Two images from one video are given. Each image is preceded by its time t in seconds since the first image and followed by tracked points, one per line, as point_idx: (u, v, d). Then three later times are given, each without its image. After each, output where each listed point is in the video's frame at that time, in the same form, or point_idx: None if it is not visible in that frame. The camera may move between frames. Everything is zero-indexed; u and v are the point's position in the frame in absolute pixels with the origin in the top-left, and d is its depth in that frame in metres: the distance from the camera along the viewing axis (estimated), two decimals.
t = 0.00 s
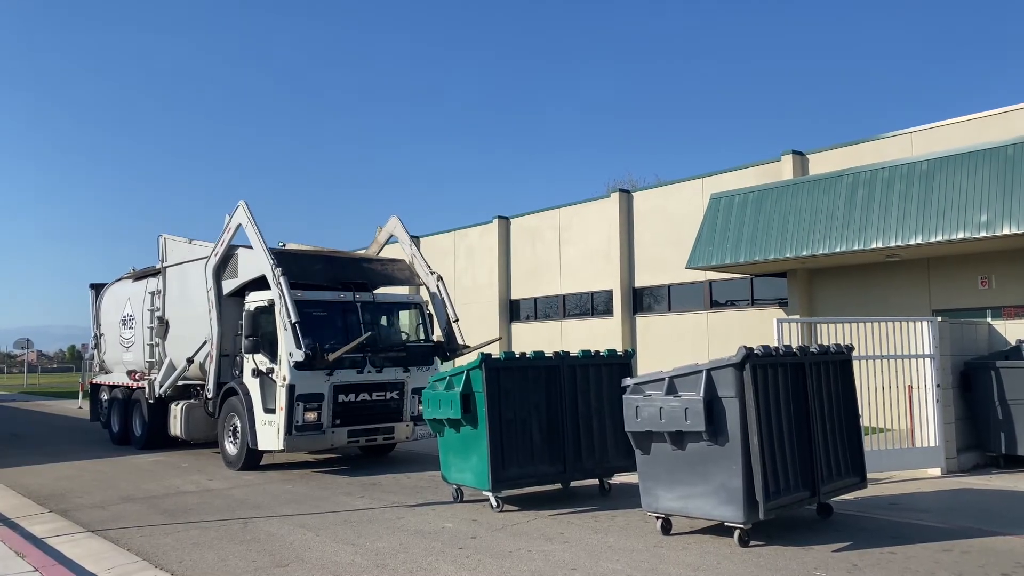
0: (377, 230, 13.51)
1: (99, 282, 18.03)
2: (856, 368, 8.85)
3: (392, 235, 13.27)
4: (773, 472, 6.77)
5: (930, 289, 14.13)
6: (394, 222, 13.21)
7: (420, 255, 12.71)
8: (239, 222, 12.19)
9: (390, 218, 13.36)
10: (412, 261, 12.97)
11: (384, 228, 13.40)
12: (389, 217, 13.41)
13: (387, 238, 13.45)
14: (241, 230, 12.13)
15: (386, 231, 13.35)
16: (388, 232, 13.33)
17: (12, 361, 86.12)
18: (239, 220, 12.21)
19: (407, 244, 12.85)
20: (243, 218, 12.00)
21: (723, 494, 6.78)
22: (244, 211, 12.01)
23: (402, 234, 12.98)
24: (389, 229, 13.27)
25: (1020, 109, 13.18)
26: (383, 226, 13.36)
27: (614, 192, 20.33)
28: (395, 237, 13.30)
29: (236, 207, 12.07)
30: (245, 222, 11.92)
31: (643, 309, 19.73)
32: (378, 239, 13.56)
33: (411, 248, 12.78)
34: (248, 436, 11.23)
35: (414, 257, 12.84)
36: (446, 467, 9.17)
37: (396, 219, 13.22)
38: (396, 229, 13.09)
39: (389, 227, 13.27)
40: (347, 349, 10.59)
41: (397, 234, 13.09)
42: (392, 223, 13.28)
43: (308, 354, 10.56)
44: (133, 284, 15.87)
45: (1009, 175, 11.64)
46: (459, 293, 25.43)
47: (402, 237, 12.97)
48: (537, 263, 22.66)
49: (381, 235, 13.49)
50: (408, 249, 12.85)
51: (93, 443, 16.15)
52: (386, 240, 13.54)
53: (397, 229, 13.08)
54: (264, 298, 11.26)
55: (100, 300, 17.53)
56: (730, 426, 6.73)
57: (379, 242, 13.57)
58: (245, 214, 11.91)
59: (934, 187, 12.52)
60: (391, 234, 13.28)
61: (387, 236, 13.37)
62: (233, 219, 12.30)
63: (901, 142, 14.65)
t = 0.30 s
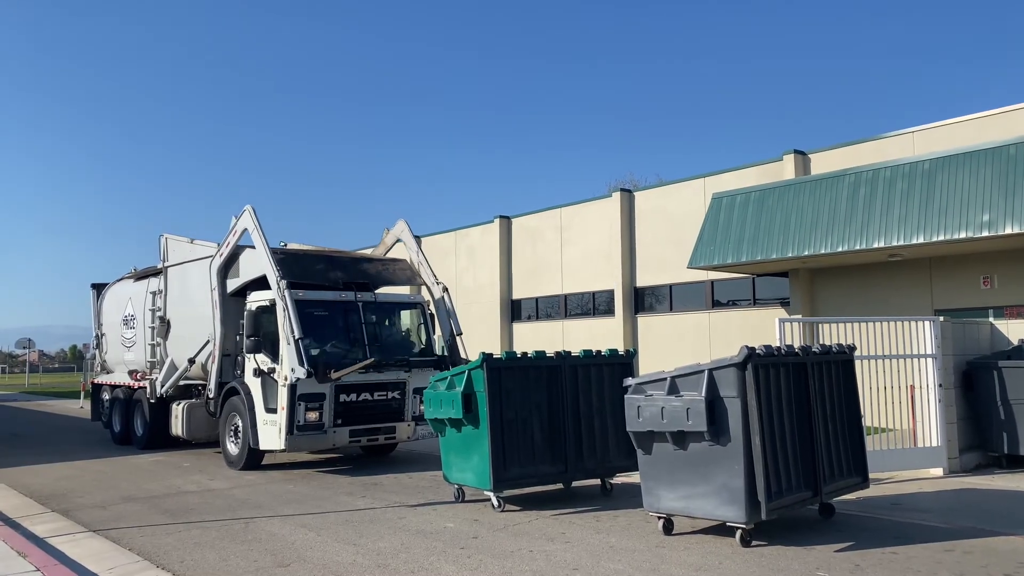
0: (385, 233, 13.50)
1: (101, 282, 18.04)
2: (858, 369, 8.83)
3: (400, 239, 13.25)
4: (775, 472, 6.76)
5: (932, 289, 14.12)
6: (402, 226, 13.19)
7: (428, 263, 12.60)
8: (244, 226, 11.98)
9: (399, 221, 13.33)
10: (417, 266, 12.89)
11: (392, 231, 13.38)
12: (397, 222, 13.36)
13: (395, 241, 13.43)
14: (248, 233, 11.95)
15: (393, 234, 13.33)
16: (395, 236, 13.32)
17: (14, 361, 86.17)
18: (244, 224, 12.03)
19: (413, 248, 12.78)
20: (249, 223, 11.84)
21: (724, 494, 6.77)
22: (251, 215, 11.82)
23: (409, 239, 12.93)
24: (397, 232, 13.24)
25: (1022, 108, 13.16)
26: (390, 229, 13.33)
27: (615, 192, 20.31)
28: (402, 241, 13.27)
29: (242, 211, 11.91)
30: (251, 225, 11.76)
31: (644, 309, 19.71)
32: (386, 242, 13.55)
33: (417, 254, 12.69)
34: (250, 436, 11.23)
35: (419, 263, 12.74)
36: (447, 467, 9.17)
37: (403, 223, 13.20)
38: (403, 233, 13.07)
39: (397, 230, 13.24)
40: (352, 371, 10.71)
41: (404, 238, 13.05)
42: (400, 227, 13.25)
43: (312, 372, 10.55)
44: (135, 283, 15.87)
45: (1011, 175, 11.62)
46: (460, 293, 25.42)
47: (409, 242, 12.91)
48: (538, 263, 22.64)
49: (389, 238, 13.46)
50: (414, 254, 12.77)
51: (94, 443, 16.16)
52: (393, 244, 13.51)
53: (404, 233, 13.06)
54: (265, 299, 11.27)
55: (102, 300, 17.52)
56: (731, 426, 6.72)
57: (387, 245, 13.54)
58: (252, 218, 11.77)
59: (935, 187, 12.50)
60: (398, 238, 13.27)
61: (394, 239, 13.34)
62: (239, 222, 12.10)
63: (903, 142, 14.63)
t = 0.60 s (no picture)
0: (389, 233, 13.49)
1: (103, 280, 18.05)
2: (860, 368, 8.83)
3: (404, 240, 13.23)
4: (777, 471, 6.75)
5: (935, 288, 14.10)
6: (406, 227, 13.17)
7: (432, 266, 12.50)
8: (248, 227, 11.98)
9: (404, 223, 13.32)
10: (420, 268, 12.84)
11: (396, 232, 13.36)
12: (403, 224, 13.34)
13: (399, 242, 13.41)
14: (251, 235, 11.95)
15: (398, 236, 13.31)
16: (400, 237, 13.30)
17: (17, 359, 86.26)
18: (248, 225, 12.02)
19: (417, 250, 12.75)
20: (253, 224, 11.84)
21: (726, 493, 6.76)
22: (255, 217, 11.82)
23: (413, 240, 12.90)
24: (401, 233, 13.24)
25: None
26: (395, 230, 13.32)
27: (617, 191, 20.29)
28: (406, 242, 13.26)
29: (246, 212, 11.90)
30: (255, 226, 11.76)
31: (646, 308, 19.68)
32: (390, 243, 13.54)
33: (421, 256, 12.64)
34: (252, 435, 11.23)
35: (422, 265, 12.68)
36: (449, 466, 9.17)
37: (408, 225, 13.19)
38: (408, 235, 13.05)
39: (402, 232, 13.21)
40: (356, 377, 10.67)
41: (408, 240, 13.03)
42: (405, 229, 13.22)
43: (314, 379, 10.47)
44: (137, 282, 15.89)
45: (1014, 174, 11.60)
46: (462, 292, 25.43)
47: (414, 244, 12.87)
48: (540, 262, 22.63)
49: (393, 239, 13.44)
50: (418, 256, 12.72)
51: (96, 442, 16.17)
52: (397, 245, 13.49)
53: (409, 234, 13.04)
54: (267, 298, 11.28)
55: (104, 299, 17.52)
56: (734, 424, 6.72)
57: (391, 245, 13.53)
58: (256, 219, 11.77)
59: (938, 186, 12.49)
60: (402, 238, 13.25)
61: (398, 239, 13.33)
62: (243, 223, 12.10)
63: (905, 140, 14.61)
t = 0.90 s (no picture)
0: (390, 232, 13.49)
1: (104, 279, 18.07)
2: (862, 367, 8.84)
3: (405, 238, 13.23)
4: (779, 470, 6.75)
5: (936, 287, 14.09)
6: (408, 226, 13.17)
7: (434, 264, 12.49)
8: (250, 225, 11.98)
9: (405, 221, 13.32)
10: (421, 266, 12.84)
11: (398, 230, 13.36)
12: (403, 221, 13.34)
13: (401, 240, 13.42)
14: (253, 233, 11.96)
15: (399, 234, 13.31)
16: (401, 235, 13.31)
17: (18, 358, 86.37)
18: (250, 223, 12.03)
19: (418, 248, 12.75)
20: (254, 222, 11.85)
21: (728, 492, 6.77)
22: (257, 214, 11.82)
23: (414, 238, 12.90)
24: (403, 232, 13.24)
25: None
26: (396, 228, 13.32)
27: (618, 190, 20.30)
28: (407, 240, 13.26)
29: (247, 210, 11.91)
30: (256, 225, 11.77)
31: (648, 307, 19.68)
32: (391, 241, 13.53)
33: (422, 255, 12.62)
34: (254, 433, 11.25)
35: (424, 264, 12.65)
36: (450, 464, 9.18)
37: (409, 223, 13.19)
38: (410, 233, 13.05)
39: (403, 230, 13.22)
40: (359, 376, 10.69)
41: (410, 238, 13.04)
42: (405, 227, 13.23)
43: (315, 377, 10.49)
44: (139, 280, 15.90)
45: (1015, 172, 11.60)
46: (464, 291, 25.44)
47: (414, 242, 12.87)
48: (541, 261, 22.64)
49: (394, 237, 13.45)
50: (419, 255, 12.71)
51: (98, 440, 16.20)
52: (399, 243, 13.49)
53: (410, 233, 13.04)
54: (269, 296, 11.30)
55: (106, 298, 17.55)
56: (735, 423, 6.72)
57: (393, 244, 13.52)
58: (257, 218, 11.77)
59: (940, 184, 12.48)
60: (403, 237, 13.25)
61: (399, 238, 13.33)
62: (244, 221, 12.10)
63: (907, 139, 14.61)
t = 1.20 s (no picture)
0: (392, 229, 13.49)
1: (106, 277, 18.07)
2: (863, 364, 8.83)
3: (407, 236, 13.23)
4: (781, 468, 6.74)
5: (938, 285, 14.08)
6: (409, 224, 13.16)
7: (435, 262, 12.48)
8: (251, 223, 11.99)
9: (406, 219, 13.32)
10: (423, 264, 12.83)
11: (400, 228, 13.36)
12: (405, 219, 13.32)
13: (403, 238, 13.41)
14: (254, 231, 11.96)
15: (401, 232, 13.31)
16: (402, 233, 13.31)
17: (20, 356, 86.51)
18: (252, 221, 12.03)
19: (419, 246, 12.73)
20: (256, 221, 11.85)
21: (729, 490, 6.77)
22: (259, 212, 11.83)
23: (416, 236, 12.90)
24: (404, 230, 13.23)
25: None
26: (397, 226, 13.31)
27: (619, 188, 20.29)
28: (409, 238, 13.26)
29: (249, 208, 11.91)
30: (258, 223, 11.77)
31: (649, 305, 19.68)
32: (393, 238, 13.53)
33: (423, 253, 12.60)
34: (256, 431, 11.26)
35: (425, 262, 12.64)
36: (451, 462, 9.19)
37: (411, 221, 13.18)
38: (412, 231, 13.05)
39: (405, 228, 13.21)
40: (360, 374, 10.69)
41: (411, 236, 13.03)
42: (406, 224, 13.23)
43: (317, 376, 10.49)
44: (141, 278, 15.89)
45: (1018, 170, 11.57)
46: (464, 289, 25.45)
47: (416, 240, 12.86)
48: (542, 259, 22.65)
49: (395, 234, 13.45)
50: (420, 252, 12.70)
51: (99, 438, 16.22)
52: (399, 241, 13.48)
53: (412, 231, 13.03)
54: (271, 294, 11.30)
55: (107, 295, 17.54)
56: (737, 421, 6.72)
57: (393, 241, 13.52)
58: (259, 216, 11.77)
59: (942, 182, 12.46)
60: (405, 234, 13.24)
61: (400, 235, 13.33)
62: (246, 219, 12.11)
63: (909, 137, 14.59)
